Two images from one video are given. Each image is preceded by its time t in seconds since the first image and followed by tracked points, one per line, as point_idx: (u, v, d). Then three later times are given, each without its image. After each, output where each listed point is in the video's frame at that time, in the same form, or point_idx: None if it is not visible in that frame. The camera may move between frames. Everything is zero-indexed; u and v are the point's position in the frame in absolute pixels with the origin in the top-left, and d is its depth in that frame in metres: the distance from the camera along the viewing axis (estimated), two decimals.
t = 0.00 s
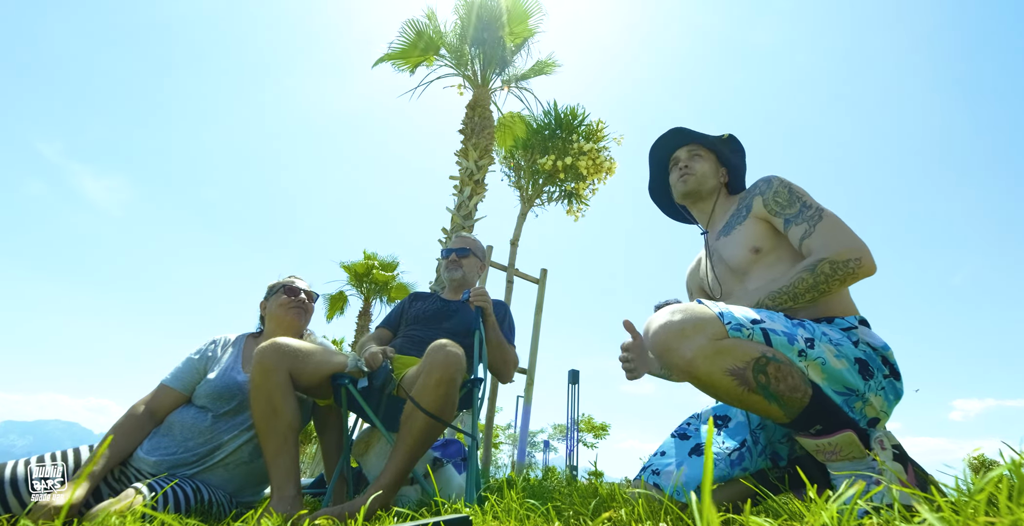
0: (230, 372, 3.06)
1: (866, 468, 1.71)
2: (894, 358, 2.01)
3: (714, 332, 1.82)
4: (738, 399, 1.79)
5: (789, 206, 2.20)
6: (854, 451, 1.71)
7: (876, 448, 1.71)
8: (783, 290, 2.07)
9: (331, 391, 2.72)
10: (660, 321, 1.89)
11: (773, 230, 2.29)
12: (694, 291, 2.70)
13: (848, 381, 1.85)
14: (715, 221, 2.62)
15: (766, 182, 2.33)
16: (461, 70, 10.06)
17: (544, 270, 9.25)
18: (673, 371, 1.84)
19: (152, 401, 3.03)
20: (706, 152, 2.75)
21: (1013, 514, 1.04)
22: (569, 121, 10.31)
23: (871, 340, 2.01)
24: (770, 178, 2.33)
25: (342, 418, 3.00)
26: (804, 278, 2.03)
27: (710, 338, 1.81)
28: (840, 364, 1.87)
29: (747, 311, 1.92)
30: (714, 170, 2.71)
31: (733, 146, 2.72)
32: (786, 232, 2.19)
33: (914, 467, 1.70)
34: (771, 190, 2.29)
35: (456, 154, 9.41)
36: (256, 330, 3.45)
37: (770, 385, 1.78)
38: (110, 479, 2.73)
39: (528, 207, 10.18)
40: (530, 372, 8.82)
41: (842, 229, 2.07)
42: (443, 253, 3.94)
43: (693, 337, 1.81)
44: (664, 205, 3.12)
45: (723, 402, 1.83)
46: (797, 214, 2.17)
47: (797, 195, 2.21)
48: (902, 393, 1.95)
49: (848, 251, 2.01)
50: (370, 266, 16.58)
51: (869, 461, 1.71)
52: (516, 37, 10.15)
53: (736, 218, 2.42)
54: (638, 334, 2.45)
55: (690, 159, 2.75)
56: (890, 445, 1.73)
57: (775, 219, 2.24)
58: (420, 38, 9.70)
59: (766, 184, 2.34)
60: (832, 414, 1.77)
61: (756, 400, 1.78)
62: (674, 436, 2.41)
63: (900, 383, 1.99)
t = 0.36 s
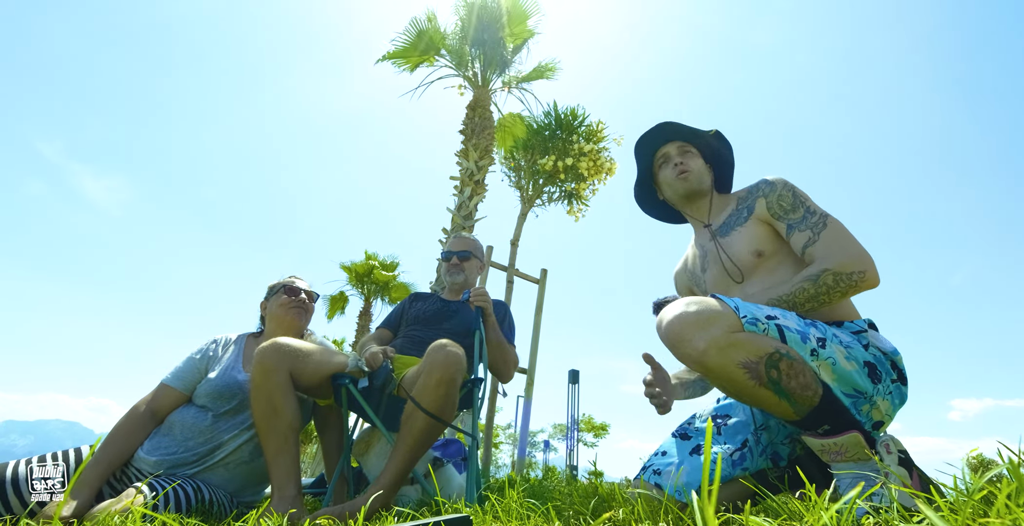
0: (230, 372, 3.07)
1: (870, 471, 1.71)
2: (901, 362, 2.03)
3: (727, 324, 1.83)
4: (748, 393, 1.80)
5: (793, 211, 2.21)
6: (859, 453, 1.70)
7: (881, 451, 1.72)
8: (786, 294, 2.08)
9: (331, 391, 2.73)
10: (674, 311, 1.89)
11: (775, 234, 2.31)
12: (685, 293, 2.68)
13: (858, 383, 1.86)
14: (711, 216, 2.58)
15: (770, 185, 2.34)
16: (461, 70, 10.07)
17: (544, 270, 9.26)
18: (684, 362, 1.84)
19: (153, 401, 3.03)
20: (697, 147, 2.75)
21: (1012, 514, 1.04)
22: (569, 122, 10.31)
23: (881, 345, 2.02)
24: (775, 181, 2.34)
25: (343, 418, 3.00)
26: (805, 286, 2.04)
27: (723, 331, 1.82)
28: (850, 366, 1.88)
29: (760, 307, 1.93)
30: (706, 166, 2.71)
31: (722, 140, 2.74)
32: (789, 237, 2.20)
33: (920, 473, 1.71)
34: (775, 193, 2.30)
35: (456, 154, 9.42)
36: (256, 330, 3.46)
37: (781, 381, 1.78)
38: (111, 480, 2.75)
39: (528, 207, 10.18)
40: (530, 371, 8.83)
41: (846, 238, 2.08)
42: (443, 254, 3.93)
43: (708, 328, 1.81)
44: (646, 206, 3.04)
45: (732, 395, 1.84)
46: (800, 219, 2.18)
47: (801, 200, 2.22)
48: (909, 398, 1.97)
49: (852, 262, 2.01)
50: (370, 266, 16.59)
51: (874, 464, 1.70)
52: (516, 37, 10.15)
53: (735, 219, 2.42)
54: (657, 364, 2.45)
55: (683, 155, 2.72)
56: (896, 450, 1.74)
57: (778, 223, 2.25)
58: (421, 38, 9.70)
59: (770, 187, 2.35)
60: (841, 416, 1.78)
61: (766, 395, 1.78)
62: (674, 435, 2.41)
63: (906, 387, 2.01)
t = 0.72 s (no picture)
0: (230, 372, 3.06)
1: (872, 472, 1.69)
2: (886, 357, 2.05)
3: (720, 324, 1.86)
4: (744, 389, 1.81)
5: (793, 213, 2.17)
6: (862, 453, 1.69)
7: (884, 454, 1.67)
8: (769, 278, 2.02)
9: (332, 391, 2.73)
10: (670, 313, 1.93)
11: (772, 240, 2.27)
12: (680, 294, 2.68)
13: (845, 380, 1.89)
14: (696, 221, 2.51)
15: (769, 187, 2.27)
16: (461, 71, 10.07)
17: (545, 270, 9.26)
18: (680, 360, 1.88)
19: (153, 402, 3.03)
20: (650, 150, 2.58)
21: (1012, 514, 1.04)
22: (569, 122, 10.31)
23: (864, 340, 2.03)
24: (773, 182, 2.28)
25: (343, 418, 3.00)
26: (799, 274, 1.99)
27: (717, 330, 1.84)
28: (836, 362, 1.90)
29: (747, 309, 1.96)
30: (666, 166, 2.57)
31: (674, 131, 2.52)
32: (786, 239, 2.15)
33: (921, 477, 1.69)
34: (774, 194, 2.24)
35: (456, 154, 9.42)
36: (256, 330, 3.46)
37: (775, 376, 1.79)
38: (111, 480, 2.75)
39: (528, 207, 10.18)
40: (530, 372, 8.82)
41: (845, 241, 2.05)
42: (441, 259, 3.92)
43: (701, 327, 1.85)
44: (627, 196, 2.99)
45: (730, 393, 1.85)
46: (800, 221, 2.14)
47: (801, 204, 2.18)
48: (893, 390, 2.00)
49: (851, 264, 1.99)
50: (370, 266, 16.58)
51: (876, 465, 1.69)
52: (516, 37, 10.15)
53: (732, 223, 2.33)
54: (582, 357, 2.53)
55: (638, 169, 2.59)
56: (899, 453, 1.68)
57: (776, 226, 2.20)
58: (421, 38, 9.70)
59: (769, 189, 2.28)
60: (837, 414, 1.77)
61: (761, 392, 1.79)
62: (669, 435, 2.41)
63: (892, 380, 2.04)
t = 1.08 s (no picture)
0: (230, 373, 3.07)
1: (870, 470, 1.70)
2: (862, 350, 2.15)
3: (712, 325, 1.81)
4: (733, 393, 1.83)
5: (780, 242, 2.01)
6: (857, 451, 1.72)
7: (881, 450, 1.69)
8: (781, 326, 1.77)
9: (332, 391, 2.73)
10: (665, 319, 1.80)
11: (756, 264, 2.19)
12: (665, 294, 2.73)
13: (826, 376, 1.97)
14: (673, 234, 2.46)
15: (753, 211, 2.12)
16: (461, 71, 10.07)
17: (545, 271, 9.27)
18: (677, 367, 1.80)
19: (153, 402, 3.03)
20: (618, 167, 2.41)
21: (1012, 514, 1.04)
22: (569, 122, 10.30)
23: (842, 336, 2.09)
24: (758, 205, 2.13)
25: (343, 418, 3.00)
26: (807, 321, 1.77)
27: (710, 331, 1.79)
28: (818, 360, 1.97)
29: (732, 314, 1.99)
30: (638, 181, 2.41)
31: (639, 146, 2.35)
32: (774, 271, 1.99)
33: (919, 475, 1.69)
34: (758, 221, 2.09)
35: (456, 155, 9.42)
36: (256, 331, 3.46)
37: (762, 378, 1.84)
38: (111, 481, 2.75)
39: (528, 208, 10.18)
40: (530, 372, 8.82)
41: (840, 279, 1.87)
42: (441, 259, 3.92)
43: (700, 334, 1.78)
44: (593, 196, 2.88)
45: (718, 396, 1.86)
46: (789, 252, 1.97)
47: (789, 231, 2.02)
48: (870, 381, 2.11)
49: (854, 306, 1.80)
50: (370, 266, 16.58)
51: (873, 464, 1.71)
52: (516, 37, 10.15)
53: (714, 245, 2.25)
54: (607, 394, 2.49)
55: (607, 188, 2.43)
56: (896, 452, 1.68)
57: (762, 255, 2.06)
58: (421, 39, 9.70)
59: (753, 213, 2.13)
60: (825, 412, 1.83)
61: (750, 394, 1.83)
62: (662, 436, 2.41)
63: (868, 371, 2.14)
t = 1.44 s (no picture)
0: (230, 373, 3.07)
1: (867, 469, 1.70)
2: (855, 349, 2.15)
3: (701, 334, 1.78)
4: (725, 396, 1.84)
5: (762, 253, 2.01)
6: (854, 450, 1.70)
7: (876, 450, 1.70)
8: (780, 340, 1.76)
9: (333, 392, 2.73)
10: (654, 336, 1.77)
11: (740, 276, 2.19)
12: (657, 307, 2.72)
13: (817, 376, 1.98)
14: (657, 247, 2.45)
15: (732, 224, 2.12)
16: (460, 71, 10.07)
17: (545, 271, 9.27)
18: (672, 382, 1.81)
19: (153, 403, 3.03)
20: (600, 180, 2.43)
21: (1012, 514, 1.04)
22: (569, 122, 10.30)
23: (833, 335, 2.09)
24: (736, 217, 2.13)
25: (343, 418, 3.01)
26: (805, 332, 1.77)
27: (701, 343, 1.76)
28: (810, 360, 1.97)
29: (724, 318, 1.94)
30: (621, 194, 2.42)
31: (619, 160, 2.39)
32: (761, 283, 1.99)
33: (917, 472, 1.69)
34: (738, 233, 2.09)
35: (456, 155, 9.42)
36: (256, 331, 3.46)
37: (754, 381, 1.83)
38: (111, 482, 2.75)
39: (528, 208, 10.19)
40: (530, 372, 8.83)
41: (826, 285, 1.87)
42: (441, 259, 3.92)
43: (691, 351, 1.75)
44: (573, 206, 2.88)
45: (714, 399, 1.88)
46: (772, 262, 1.98)
47: (770, 241, 2.01)
48: (863, 380, 2.11)
49: (847, 312, 1.80)
50: (371, 266, 16.58)
51: (870, 462, 1.70)
52: (516, 37, 10.15)
53: (697, 257, 2.25)
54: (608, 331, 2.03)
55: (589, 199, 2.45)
56: (891, 449, 1.70)
57: (747, 267, 2.06)
58: (420, 39, 9.70)
59: (732, 225, 2.13)
60: (818, 413, 1.84)
61: (742, 396, 1.84)
62: (658, 437, 2.41)
63: (860, 369, 2.15)
